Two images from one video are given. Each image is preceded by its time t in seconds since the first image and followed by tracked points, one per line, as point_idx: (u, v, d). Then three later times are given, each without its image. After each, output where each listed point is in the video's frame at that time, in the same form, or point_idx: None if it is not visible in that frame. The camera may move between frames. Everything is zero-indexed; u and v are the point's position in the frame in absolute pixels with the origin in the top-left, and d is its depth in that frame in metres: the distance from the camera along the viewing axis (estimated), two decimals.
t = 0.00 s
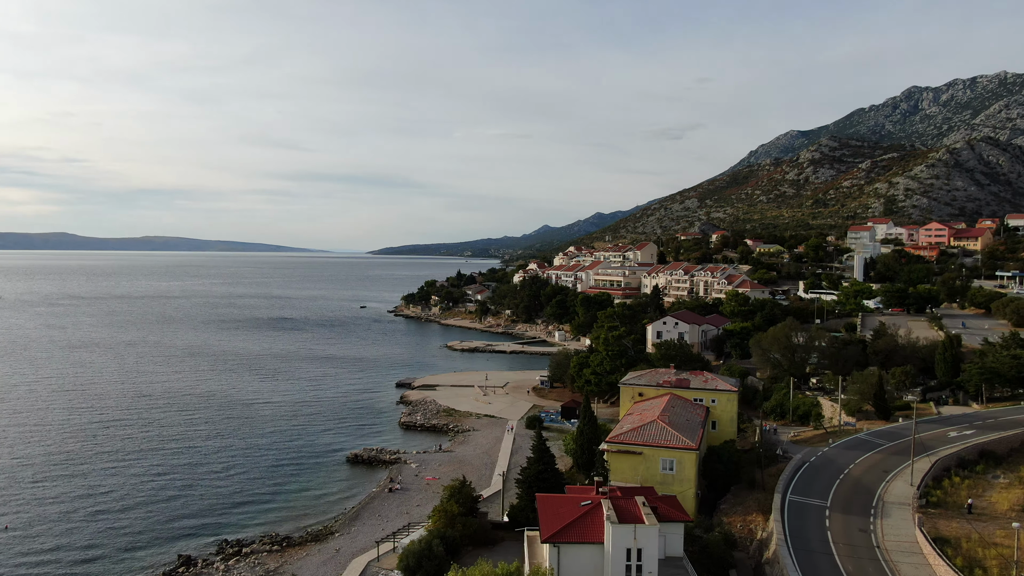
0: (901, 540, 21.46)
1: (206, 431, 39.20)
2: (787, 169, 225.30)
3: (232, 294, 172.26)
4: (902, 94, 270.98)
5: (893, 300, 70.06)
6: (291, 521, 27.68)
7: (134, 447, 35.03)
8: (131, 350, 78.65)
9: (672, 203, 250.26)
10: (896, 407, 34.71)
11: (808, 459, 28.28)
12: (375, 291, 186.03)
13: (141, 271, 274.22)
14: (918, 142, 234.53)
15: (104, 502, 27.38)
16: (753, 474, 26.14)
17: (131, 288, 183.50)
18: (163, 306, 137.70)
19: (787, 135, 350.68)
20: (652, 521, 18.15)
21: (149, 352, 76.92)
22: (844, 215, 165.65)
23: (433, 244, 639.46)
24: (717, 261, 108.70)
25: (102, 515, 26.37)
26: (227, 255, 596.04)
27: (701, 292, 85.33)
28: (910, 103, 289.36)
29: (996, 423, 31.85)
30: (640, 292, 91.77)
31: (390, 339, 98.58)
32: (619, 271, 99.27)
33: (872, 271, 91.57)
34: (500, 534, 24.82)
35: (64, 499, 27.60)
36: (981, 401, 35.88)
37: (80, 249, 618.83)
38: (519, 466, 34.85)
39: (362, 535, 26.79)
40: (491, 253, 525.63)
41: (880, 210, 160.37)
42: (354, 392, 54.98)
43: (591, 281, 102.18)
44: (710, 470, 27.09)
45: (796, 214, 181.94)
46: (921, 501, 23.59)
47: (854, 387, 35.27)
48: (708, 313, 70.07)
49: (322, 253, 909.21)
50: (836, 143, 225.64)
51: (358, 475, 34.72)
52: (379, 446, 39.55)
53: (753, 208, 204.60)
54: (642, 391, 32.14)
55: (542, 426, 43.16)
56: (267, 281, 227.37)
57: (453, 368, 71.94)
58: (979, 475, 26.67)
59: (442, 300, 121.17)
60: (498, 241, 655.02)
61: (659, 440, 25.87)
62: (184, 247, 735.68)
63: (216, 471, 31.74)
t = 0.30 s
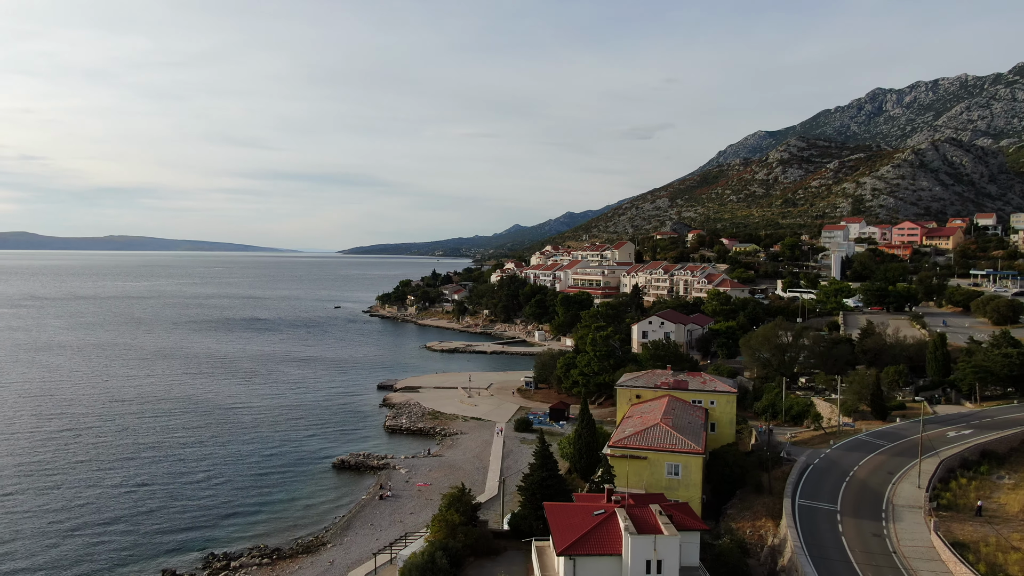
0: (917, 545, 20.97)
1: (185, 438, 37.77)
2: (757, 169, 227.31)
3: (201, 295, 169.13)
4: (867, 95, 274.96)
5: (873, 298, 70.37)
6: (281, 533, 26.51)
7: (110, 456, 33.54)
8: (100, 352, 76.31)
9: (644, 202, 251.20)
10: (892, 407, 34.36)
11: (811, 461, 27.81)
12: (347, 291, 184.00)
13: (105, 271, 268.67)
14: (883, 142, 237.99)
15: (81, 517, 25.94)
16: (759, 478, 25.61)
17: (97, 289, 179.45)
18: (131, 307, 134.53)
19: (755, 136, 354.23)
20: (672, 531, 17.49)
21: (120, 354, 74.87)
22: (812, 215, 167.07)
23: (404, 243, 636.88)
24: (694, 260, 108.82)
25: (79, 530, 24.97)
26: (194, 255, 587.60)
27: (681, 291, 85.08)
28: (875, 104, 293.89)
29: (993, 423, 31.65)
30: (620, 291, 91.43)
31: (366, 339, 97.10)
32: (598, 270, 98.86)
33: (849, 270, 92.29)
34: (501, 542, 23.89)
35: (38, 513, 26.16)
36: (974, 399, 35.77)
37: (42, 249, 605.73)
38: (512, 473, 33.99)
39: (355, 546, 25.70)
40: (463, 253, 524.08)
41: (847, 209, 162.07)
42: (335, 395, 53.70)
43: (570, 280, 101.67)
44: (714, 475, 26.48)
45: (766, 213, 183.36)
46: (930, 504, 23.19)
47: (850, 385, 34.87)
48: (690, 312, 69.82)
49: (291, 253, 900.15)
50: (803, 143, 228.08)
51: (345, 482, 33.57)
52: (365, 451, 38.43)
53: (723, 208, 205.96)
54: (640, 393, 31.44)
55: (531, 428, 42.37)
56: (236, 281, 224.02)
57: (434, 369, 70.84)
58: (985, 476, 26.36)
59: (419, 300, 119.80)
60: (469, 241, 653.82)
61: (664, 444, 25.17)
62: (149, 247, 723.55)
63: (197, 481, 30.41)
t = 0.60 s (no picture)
0: (945, 551, 20.42)
1: (172, 444, 36.39)
2: (735, 168, 228.29)
3: (179, 295, 166.49)
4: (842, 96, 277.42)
5: (862, 297, 70.38)
6: (280, 544, 25.42)
7: (94, 465, 32.14)
8: (78, 354, 74.42)
9: (623, 201, 251.55)
10: (898, 407, 33.96)
11: (825, 464, 27.28)
12: (327, 291, 181.97)
13: (76, 271, 263.96)
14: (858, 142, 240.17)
15: (69, 530, 24.72)
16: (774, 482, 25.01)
17: (70, 288, 176.09)
18: (107, 307, 131.95)
19: (731, 136, 356.23)
20: (704, 542, 16.74)
21: (98, 356, 72.98)
22: (790, 214, 167.96)
23: (382, 242, 633.11)
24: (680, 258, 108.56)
25: (67, 544, 23.78)
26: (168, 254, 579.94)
27: (669, 290, 84.67)
28: (849, 105, 296.81)
29: (1001, 423, 31.31)
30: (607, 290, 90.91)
31: (350, 340, 95.78)
32: (584, 269, 98.32)
33: (834, 268, 92.45)
34: (513, 551, 23.08)
35: (21, 527, 24.87)
36: (978, 399, 35.49)
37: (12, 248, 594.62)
38: (514, 477, 33.18)
39: (359, 557, 24.67)
40: (441, 252, 522.25)
41: (824, 208, 163.09)
42: (324, 397, 52.57)
43: (556, 279, 101.06)
44: (727, 479, 25.87)
45: (744, 212, 184.10)
46: (953, 507, 22.68)
47: (855, 385, 34.44)
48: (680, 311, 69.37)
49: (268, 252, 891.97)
50: (780, 143, 229.37)
51: (342, 489, 32.55)
52: (360, 456, 37.41)
53: (702, 207, 206.66)
54: (646, 395, 30.77)
55: (529, 431, 41.57)
56: (213, 281, 220.88)
57: (422, 370, 69.71)
58: (1002, 477, 25.95)
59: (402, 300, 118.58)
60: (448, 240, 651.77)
61: (679, 447, 24.48)
62: (122, 246, 713.39)
63: (187, 490, 29.18)
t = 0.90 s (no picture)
0: (993, 560, 19.69)
1: (175, 448, 35.38)
2: (727, 167, 228.16)
3: (171, 294, 164.98)
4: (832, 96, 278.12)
5: (868, 297, 69.87)
6: (295, 555, 24.48)
7: (95, 470, 31.11)
8: (72, 355, 73.16)
9: (615, 200, 251.30)
10: (921, 409, 33.29)
11: (855, 468, 26.55)
12: (321, 290, 180.86)
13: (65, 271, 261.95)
14: (849, 142, 240.72)
15: (74, 542, 23.73)
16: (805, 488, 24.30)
17: (60, 288, 174.34)
18: (99, 307, 130.48)
19: (722, 135, 356.62)
20: (754, 555, 15.95)
21: (92, 357, 71.80)
22: (783, 213, 167.75)
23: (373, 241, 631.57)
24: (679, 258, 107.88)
25: (74, 557, 22.80)
26: (158, 253, 577.38)
27: (671, 290, 83.97)
28: (839, 105, 297.82)
29: None
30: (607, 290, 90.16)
31: (347, 340, 94.76)
32: (584, 268, 97.54)
33: (836, 268, 92.04)
34: (541, 561, 22.25)
35: (24, 538, 23.86)
36: (1001, 401, 34.89)
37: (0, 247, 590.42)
38: (531, 483, 32.37)
39: (378, 566, 23.80)
40: (433, 252, 520.37)
41: (817, 208, 162.99)
42: (328, 399, 51.61)
43: (555, 279, 100.31)
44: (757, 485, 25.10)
45: (738, 212, 183.87)
46: (995, 513, 21.98)
47: (877, 387, 33.72)
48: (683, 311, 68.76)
49: (259, 251, 888.78)
50: (773, 142, 229.51)
51: (353, 495, 31.63)
52: (369, 460, 36.47)
53: (695, 206, 206.37)
54: (667, 398, 29.99)
55: (539, 434, 40.80)
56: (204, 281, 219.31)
57: (424, 371, 68.82)
58: None
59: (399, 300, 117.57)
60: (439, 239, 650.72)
61: (709, 453, 23.75)
62: (112, 245, 709.54)
63: (194, 497, 28.21)
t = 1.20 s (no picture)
0: None
1: (186, 451, 34.50)
2: (727, 166, 227.46)
3: (172, 294, 164.11)
4: (831, 95, 277.44)
5: (882, 296, 69.05)
6: (320, 566, 23.67)
7: (106, 476, 30.24)
8: (75, 356, 72.24)
9: (615, 199, 250.53)
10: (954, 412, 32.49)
11: (896, 474, 25.71)
12: (322, 290, 180.02)
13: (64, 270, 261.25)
14: (849, 141, 240.11)
15: (92, 553, 22.90)
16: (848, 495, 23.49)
17: (60, 288, 173.43)
18: (100, 307, 129.57)
19: (721, 134, 355.87)
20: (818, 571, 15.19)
21: (95, 357, 70.91)
22: (784, 212, 166.98)
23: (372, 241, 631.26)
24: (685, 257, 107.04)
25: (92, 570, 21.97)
26: (157, 253, 577.06)
27: (680, 289, 83.06)
28: (838, 104, 297.44)
29: None
30: (616, 290, 89.32)
31: (352, 340, 93.95)
32: (591, 267, 96.73)
33: (845, 267, 91.27)
34: (577, 571, 21.40)
35: (37, 549, 23.01)
36: None
37: None
38: (555, 489, 31.52)
39: None
40: (432, 251, 519.32)
41: (818, 207, 162.30)
42: (339, 400, 50.74)
43: (563, 279, 99.49)
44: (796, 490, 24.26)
45: (738, 211, 183.11)
46: None
47: (910, 390, 32.88)
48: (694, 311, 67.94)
49: (258, 251, 888.15)
50: (773, 141, 228.72)
51: (372, 500, 30.80)
52: (386, 464, 35.65)
53: (695, 205, 205.75)
54: (696, 401, 29.17)
55: (558, 437, 39.97)
56: (204, 281, 218.49)
57: (433, 372, 67.92)
58: None
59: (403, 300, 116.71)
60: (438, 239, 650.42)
61: (750, 458, 22.93)
62: (111, 245, 708.87)
63: (210, 505, 27.34)
